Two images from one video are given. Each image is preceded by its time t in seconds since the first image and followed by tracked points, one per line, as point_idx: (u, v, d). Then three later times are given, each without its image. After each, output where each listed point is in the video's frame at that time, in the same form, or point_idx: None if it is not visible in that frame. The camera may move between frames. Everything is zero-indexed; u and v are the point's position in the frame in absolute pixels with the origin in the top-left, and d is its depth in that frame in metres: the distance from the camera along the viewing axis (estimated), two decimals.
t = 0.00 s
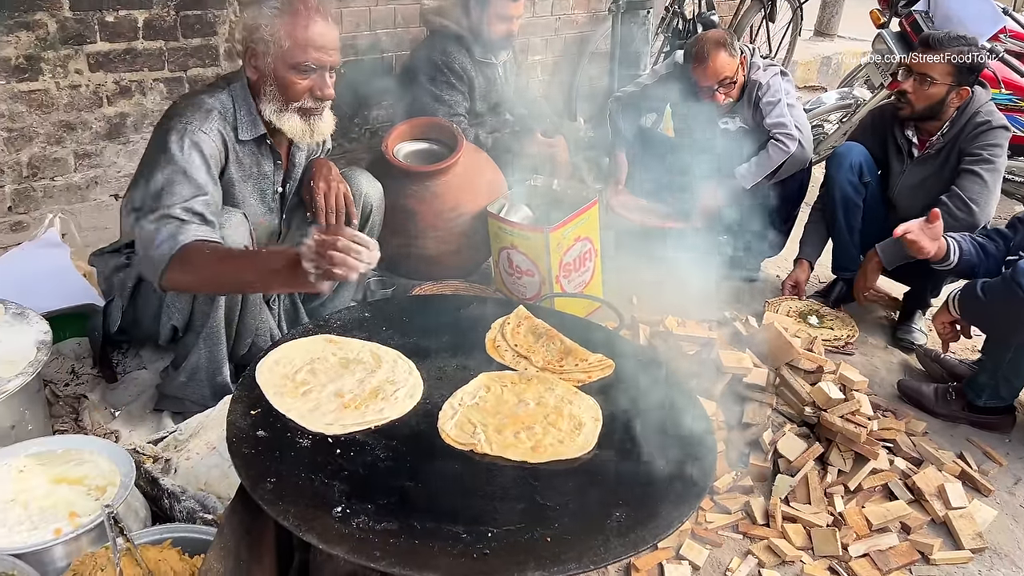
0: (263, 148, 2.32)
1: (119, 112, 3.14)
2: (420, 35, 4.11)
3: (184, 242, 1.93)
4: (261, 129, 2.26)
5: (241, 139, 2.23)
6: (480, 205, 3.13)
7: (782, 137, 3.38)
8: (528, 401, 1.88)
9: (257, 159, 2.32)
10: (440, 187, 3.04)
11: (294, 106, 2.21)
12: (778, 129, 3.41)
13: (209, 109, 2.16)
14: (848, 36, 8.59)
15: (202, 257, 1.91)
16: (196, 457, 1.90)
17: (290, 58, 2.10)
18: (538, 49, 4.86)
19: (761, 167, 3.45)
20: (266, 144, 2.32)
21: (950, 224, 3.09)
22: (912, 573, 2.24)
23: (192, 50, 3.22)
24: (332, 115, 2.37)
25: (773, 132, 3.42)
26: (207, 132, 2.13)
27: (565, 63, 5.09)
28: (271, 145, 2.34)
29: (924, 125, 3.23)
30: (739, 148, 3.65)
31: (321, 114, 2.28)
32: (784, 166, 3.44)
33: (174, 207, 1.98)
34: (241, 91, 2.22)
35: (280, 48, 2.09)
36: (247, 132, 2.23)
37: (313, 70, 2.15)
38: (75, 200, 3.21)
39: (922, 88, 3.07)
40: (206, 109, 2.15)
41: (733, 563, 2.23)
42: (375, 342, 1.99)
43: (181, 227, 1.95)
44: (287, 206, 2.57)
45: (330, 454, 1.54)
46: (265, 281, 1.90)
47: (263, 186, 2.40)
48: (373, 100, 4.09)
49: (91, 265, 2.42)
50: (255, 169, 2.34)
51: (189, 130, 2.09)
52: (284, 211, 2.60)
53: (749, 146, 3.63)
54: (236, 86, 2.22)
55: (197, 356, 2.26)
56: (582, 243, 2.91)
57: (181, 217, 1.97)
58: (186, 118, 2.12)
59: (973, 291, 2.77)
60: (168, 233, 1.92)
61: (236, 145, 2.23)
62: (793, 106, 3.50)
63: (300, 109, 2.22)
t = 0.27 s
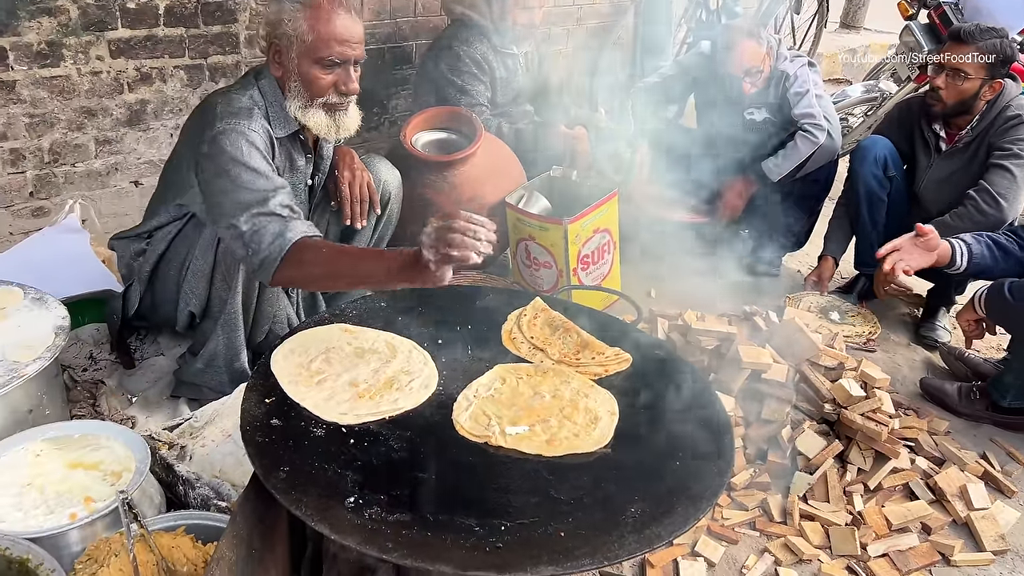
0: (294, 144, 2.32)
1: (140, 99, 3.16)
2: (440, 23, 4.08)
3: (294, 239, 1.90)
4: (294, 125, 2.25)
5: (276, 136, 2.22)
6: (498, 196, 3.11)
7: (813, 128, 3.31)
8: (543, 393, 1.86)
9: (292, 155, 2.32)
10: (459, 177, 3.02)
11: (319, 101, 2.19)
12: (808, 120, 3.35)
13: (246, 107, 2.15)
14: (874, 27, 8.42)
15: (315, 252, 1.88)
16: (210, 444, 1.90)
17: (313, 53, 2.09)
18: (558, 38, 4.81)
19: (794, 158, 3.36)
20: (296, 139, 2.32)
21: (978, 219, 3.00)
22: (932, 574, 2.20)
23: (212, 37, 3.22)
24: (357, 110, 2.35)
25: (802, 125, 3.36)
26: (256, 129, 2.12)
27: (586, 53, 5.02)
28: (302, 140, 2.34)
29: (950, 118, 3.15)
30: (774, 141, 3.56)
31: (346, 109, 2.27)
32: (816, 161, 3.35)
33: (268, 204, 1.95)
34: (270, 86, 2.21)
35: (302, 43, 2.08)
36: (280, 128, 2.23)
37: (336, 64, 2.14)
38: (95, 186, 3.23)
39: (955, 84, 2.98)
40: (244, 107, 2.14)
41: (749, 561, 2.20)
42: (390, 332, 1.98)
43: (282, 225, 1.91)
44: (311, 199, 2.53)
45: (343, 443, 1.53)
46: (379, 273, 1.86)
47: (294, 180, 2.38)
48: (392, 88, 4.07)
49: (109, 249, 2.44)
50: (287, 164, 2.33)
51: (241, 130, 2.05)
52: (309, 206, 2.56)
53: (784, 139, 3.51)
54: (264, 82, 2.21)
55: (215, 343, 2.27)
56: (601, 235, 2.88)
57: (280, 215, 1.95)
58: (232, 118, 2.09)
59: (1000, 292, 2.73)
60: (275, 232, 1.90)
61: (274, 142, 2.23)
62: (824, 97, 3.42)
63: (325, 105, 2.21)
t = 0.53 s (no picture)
0: (298, 118, 2.30)
1: (158, 82, 3.16)
2: (460, 7, 4.03)
3: (199, 223, 1.92)
4: (297, 99, 2.23)
5: (279, 109, 2.21)
6: (516, 181, 3.07)
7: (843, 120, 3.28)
8: (557, 382, 1.84)
9: (293, 130, 2.30)
10: (477, 163, 3.00)
11: (327, 74, 2.18)
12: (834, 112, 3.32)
13: (246, 78, 2.14)
14: (902, 15, 8.23)
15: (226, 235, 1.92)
16: (224, 428, 1.91)
17: (320, 25, 2.08)
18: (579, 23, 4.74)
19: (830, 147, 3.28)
20: (301, 113, 2.29)
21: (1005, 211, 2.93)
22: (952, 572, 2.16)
23: (231, 20, 3.21)
24: (365, 84, 2.34)
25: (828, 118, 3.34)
26: (243, 102, 2.11)
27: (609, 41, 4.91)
28: (307, 114, 2.32)
29: (981, 108, 3.06)
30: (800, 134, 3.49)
31: (353, 82, 2.25)
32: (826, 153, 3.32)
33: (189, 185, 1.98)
34: (278, 59, 2.20)
35: (309, 14, 2.07)
36: (283, 101, 2.21)
37: (343, 36, 2.12)
38: (114, 168, 3.24)
39: (987, 73, 2.88)
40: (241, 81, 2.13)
41: (765, 556, 2.17)
42: (404, 319, 1.96)
43: (194, 208, 1.95)
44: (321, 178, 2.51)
45: (354, 431, 1.52)
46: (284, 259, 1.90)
47: (299, 157, 2.37)
48: (411, 73, 4.04)
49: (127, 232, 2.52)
50: (290, 142, 2.31)
51: (220, 102, 2.05)
52: (320, 184, 2.54)
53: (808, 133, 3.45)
54: (273, 54, 2.20)
55: (230, 327, 2.25)
56: (619, 224, 2.84)
57: (198, 199, 1.97)
58: (223, 90, 2.09)
59: None
60: (184, 212, 1.93)
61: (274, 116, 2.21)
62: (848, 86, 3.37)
63: (332, 77, 2.20)
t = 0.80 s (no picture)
0: (290, 96, 2.29)
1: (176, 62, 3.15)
2: None
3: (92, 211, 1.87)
4: (287, 78, 2.22)
5: (265, 88, 2.21)
6: (534, 165, 3.03)
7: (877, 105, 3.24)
8: (573, 370, 1.81)
9: (283, 108, 2.29)
10: (495, 146, 2.96)
11: (350, 52, 2.16)
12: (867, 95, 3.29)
13: (231, 55, 2.16)
14: None
15: (104, 243, 1.83)
16: (238, 411, 1.92)
17: (347, 4, 2.06)
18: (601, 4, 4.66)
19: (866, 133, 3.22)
20: (292, 92, 2.28)
21: None
22: (974, 568, 2.10)
23: None
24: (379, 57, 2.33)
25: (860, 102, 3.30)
26: (214, 79, 2.12)
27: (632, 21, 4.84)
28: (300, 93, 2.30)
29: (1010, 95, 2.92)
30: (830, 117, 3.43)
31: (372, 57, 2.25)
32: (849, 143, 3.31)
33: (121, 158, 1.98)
34: (269, 36, 2.21)
35: None
36: (271, 80, 2.20)
37: (366, 12, 2.11)
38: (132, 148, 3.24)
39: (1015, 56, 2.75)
40: (219, 58, 2.13)
41: (782, 548, 2.12)
42: (419, 303, 1.93)
43: (112, 186, 1.90)
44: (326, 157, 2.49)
45: (366, 416, 1.50)
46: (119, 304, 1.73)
47: (293, 135, 2.36)
48: (430, 55, 3.99)
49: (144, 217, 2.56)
50: (281, 120, 2.31)
51: (190, 79, 2.07)
52: (326, 162, 2.52)
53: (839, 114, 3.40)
54: (264, 32, 2.21)
55: (245, 308, 2.28)
56: (639, 209, 2.79)
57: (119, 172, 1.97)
58: (196, 65, 2.11)
59: None
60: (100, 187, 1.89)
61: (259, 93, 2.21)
62: (885, 65, 3.30)
63: (355, 54, 2.18)
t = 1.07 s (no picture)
0: (297, 69, 2.25)
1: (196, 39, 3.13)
2: None
3: (107, 198, 1.86)
4: (292, 49, 2.19)
5: (270, 60, 2.17)
6: (555, 146, 2.98)
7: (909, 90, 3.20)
8: (591, 355, 1.77)
9: (290, 81, 2.27)
10: (517, 127, 2.92)
11: (359, 22, 2.13)
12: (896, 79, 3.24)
13: (235, 26, 2.13)
14: None
15: (120, 231, 1.83)
16: (255, 391, 1.90)
17: None
18: None
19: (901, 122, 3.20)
20: (299, 65, 2.25)
21: None
22: (998, 562, 2.04)
23: None
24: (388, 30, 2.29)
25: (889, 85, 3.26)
26: (219, 50, 2.08)
27: None
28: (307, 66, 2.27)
29: None
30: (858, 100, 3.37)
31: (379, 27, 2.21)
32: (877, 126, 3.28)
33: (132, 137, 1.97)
34: (274, 7, 2.17)
35: None
36: (276, 51, 2.17)
37: None
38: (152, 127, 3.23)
39: None
40: (225, 30, 2.11)
41: (803, 538, 2.05)
42: (435, 286, 1.91)
43: (130, 171, 1.89)
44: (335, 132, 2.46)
45: (381, 399, 1.49)
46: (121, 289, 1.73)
47: (300, 109, 2.34)
48: (451, 34, 3.93)
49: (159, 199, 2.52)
50: (287, 93, 2.28)
51: (194, 52, 2.04)
52: (336, 138, 2.49)
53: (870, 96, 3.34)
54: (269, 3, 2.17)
55: (254, 289, 2.26)
56: (661, 191, 2.73)
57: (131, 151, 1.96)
58: (198, 37, 2.08)
59: None
60: (120, 169, 1.88)
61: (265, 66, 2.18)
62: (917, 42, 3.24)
63: (363, 25, 2.15)
